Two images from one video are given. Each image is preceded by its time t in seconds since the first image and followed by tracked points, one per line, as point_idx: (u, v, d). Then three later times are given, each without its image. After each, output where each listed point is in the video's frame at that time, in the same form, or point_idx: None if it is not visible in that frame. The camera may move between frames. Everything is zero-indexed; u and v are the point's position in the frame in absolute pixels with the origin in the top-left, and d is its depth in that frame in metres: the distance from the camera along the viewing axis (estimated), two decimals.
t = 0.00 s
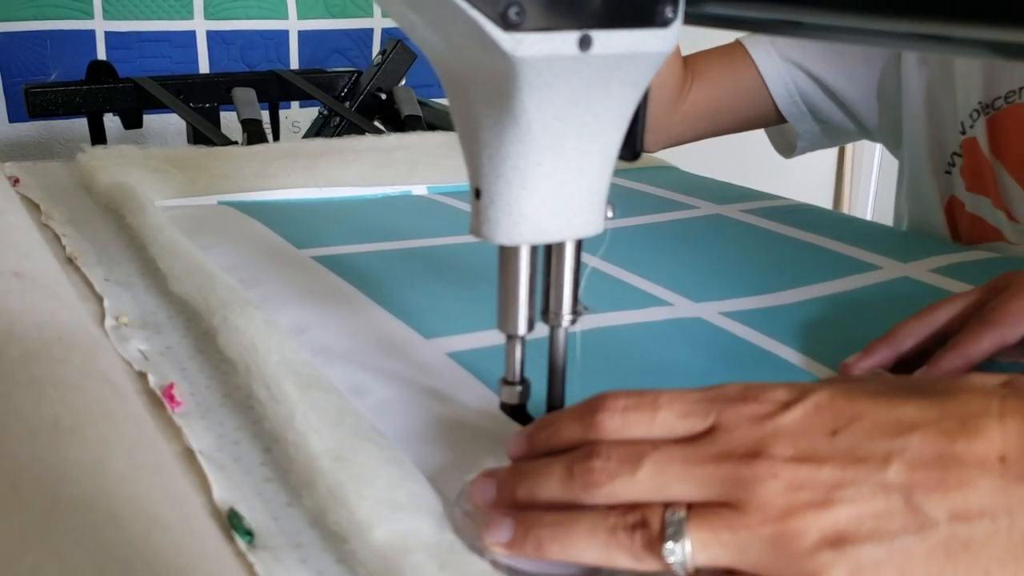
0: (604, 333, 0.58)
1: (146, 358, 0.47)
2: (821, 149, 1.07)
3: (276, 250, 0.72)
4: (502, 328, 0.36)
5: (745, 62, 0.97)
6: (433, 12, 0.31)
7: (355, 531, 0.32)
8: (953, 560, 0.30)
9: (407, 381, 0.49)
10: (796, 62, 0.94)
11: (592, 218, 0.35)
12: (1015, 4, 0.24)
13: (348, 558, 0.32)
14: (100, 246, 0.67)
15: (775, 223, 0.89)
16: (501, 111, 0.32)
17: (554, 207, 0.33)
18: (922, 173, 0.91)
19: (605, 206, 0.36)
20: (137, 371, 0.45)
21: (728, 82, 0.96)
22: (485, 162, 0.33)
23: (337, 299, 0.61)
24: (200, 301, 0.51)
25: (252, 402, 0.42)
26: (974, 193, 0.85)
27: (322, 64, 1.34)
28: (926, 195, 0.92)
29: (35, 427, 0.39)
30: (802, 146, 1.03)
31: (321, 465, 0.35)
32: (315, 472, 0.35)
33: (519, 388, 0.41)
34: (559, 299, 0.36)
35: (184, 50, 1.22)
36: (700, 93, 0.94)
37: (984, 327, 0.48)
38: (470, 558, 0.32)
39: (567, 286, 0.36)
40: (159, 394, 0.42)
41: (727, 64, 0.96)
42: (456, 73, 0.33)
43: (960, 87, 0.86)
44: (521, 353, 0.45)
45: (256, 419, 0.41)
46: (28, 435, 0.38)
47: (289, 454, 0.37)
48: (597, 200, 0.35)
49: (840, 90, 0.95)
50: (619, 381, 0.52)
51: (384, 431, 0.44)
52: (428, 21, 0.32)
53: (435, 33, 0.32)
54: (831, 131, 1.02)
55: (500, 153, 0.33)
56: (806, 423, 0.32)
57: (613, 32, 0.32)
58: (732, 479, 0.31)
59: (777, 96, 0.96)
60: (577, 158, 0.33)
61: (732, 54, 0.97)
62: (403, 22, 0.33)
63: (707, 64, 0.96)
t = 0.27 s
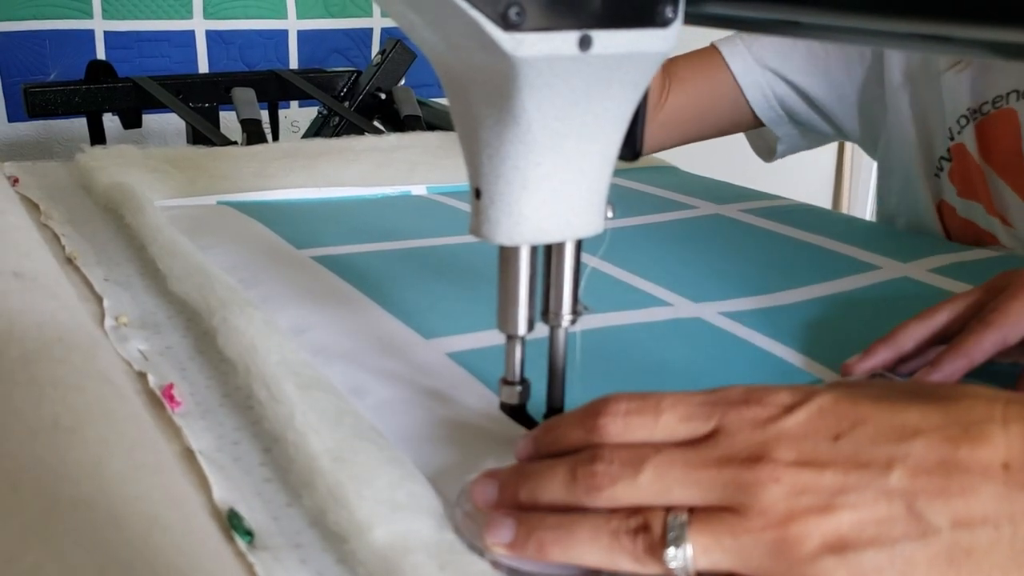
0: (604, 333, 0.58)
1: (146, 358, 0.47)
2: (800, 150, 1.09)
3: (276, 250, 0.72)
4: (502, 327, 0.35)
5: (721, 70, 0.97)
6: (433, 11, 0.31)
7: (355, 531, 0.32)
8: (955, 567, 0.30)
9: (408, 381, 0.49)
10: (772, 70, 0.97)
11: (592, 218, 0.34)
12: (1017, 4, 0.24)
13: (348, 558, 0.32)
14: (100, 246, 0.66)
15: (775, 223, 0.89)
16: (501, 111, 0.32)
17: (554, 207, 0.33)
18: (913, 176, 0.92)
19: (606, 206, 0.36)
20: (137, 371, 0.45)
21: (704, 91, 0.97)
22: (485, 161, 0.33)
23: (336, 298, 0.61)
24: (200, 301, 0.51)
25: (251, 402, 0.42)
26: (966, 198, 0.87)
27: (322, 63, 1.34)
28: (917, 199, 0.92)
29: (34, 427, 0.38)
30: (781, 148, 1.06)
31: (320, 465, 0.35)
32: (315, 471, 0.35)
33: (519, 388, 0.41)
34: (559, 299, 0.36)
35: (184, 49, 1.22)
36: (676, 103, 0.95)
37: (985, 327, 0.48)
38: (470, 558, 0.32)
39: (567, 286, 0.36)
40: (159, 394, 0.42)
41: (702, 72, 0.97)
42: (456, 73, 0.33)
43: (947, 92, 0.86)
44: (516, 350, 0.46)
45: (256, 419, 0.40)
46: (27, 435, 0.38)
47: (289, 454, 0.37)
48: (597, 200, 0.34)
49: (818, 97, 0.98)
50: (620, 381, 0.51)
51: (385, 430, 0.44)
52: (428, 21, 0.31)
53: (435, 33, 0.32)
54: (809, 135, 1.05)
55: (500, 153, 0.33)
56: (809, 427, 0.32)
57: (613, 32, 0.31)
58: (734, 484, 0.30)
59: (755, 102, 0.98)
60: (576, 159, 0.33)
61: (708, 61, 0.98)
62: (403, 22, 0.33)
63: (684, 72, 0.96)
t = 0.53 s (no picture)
0: (604, 333, 0.58)
1: (147, 357, 0.47)
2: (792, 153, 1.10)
3: (276, 249, 0.72)
4: (502, 327, 0.35)
5: (705, 79, 0.99)
6: (435, 11, 0.30)
7: (356, 530, 0.32)
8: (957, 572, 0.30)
9: (409, 380, 0.49)
10: (759, 77, 0.98)
11: (593, 218, 0.34)
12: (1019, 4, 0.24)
13: (349, 558, 0.32)
14: (100, 246, 0.66)
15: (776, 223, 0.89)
16: (501, 110, 0.32)
17: (555, 206, 0.33)
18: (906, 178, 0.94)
19: (606, 205, 0.36)
20: (137, 371, 0.45)
21: (691, 99, 0.97)
22: (486, 161, 0.33)
23: (337, 298, 0.61)
24: (200, 301, 0.51)
25: (252, 402, 0.41)
26: (960, 201, 0.87)
27: (322, 63, 1.34)
28: (912, 202, 0.93)
29: (35, 427, 0.38)
30: (772, 153, 1.08)
31: (321, 464, 0.35)
32: (316, 471, 0.35)
33: (519, 387, 0.40)
34: (560, 299, 0.36)
35: (184, 49, 1.22)
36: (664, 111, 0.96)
37: (986, 328, 0.48)
38: (471, 557, 0.32)
39: (568, 286, 0.36)
40: (160, 393, 0.42)
41: (688, 81, 0.98)
42: (457, 73, 0.32)
43: (937, 101, 0.88)
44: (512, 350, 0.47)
45: (257, 418, 0.40)
46: (27, 434, 0.38)
47: (290, 453, 0.37)
48: (598, 200, 0.34)
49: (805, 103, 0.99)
50: (621, 380, 0.51)
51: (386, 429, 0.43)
52: (428, 20, 0.31)
53: (435, 33, 0.32)
54: (799, 139, 1.07)
55: (501, 153, 0.32)
56: (812, 429, 0.32)
57: (613, 32, 0.31)
58: (736, 486, 0.30)
59: (743, 110, 1.00)
60: (577, 159, 0.33)
61: (693, 70, 0.99)
62: (404, 21, 0.33)
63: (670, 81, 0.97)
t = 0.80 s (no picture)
0: (607, 333, 0.57)
1: (147, 357, 0.46)
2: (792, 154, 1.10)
3: (276, 249, 0.71)
4: (503, 327, 0.34)
5: (705, 79, 0.97)
6: (434, 10, 0.30)
7: (357, 530, 0.31)
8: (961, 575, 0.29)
9: (409, 380, 0.48)
10: (757, 79, 0.97)
11: (595, 218, 0.33)
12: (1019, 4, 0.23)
13: (350, 558, 0.31)
14: (100, 246, 0.65)
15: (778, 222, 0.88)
16: (502, 109, 0.31)
17: (557, 206, 0.32)
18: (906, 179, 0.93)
19: (608, 205, 0.35)
20: (138, 371, 0.44)
21: (689, 100, 0.96)
22: (488, 161, 0.32)
23: (337, 297, 0.60)
24: (201, 301, 0.50)
25: (252, 402, 0.41)
26: (961, 203, 0.86)
27: (322, 62, 1.33)
28: (912, 202, 0.93)
29: (35, 427, 0.37)
30: (772, 154, 1.07)
31: (322, 464, 0.34)
32: (317, 471, 0.34)
33: (521, 388, 0.40)
34: (562, 300, 0.35)
35: (184, 48, 1.21)
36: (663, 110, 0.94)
37: (989, 327, 0.47)
38: (472, 558, 0.31)
39: (569, 287, 0.35)
40: (160, 393, 0.41)
41: (687, 81, 0.97)
42: (459, 73, 0.31)
43: (937, 104, 0.87)
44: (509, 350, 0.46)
45: (258, 418, 0.40)
46: (26, 433, 0.37)
47: (290, 452, 0.36)
48: (600, 199, 0.33)
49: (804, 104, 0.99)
50: (624, 381, 0.50)
51: (386, 429, 0.43)
52: (430, 21, 0.30)
53: (437, 33, 0.31)
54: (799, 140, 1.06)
55: (503, 153, 0.32)
56: (816, 430, 0.31)
57: (614, 32, 0.30)
58: (738, 487, 0.30)
59: (742, 111, 1.00)
60: (578, 159, 0.32)
61: (692, 70, 0.98)
62: (406, 20, 0.32)
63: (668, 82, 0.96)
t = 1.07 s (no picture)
0: (603, 333, 0.58)
1: (143, 358, 0.46)
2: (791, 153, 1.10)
3: (274, 249, 0.71)
4: (501, 327, 0.35)
5: (703, 78, 0.98)
6: (435, 11, 0.30)
7: (353, 531, 0.32)
8: None
9: (407, 381, 0.49)
10: (757, 79, 0.98)
11: (591, 218, 0.34)
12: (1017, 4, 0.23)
13: (346, 558, 0.31)
14: (99, 246, 0.66)
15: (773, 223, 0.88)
16: (499, 110, 0.31)
17: (554, 206, 0.33)
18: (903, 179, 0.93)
19: (605, 205, 0.35)
20: (135, 371, 0.44)
21: (687, 99, 0.97)
22: (484, 161, 0.33)
23: (336, 297, 0.61)
24: (199, 301, 0.50)
25: (250, 402, 0.41)
26: (960, 203, 0.86)
27: (320, 62, 1.33)
28: (908, 202, 0.93)
29: (33, 428, 0.38)
30: (772, 153, 1.07)
31: (319, 464, 0.35)
32: (314, 471, 0.34)
33: (518, 388, 0.40)
34: (559, 299, 0.36)
35: (182, 49, 1.21)
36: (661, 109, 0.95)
37: (987, 328, 0.47)
38: (468, 557, 0.31)
39: (567, 286, 0.35)
40: (157, 394, 0.42)
41: (685, 81, 0.98)
42: (456, 73, 0.32)
43: (936, 105, 0.88)
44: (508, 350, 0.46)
45: (255, 419, 0.40)
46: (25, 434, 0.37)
47: (288, 453, 0.36)
48: (597, 200, 0.34)
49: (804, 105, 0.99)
50: (621, 381, 0.51)
51: (383, 430, 0.43)
52: (427, 20, 0.31)
53: (434, 33, 0.31)
54: (799, 140, 1.06)
55: (499, 153, 0.32)
56: (813, 430, 0.32)
57: (613, 32, 0.31)
58: (735, 488, 0.30)
59: (741, 111, 1.00)
60: (575, 160, 0.33)
61: (691, 70, 0.99)
62: (401, 21, 0.33)
63: (665, 81, 0.97)
